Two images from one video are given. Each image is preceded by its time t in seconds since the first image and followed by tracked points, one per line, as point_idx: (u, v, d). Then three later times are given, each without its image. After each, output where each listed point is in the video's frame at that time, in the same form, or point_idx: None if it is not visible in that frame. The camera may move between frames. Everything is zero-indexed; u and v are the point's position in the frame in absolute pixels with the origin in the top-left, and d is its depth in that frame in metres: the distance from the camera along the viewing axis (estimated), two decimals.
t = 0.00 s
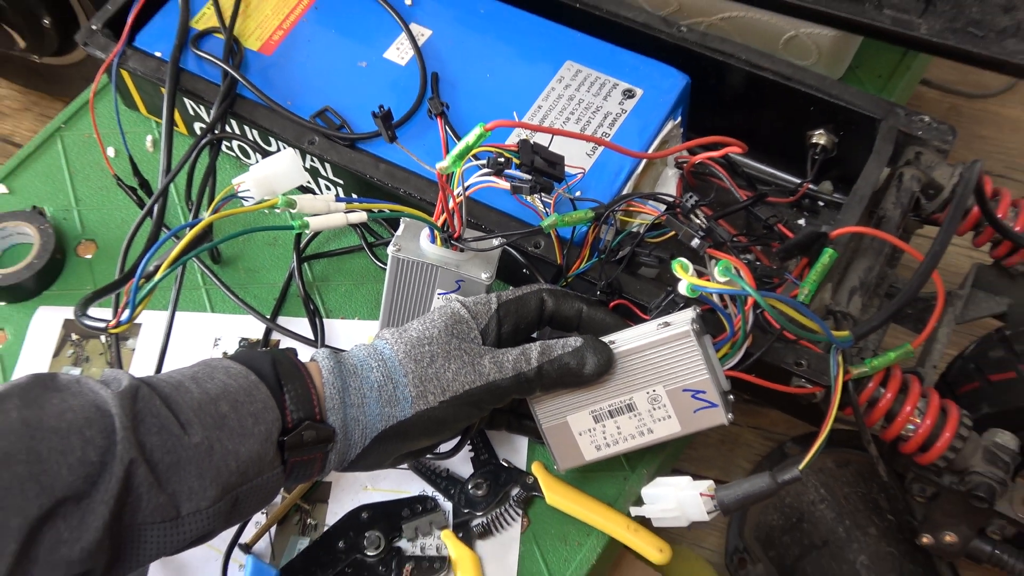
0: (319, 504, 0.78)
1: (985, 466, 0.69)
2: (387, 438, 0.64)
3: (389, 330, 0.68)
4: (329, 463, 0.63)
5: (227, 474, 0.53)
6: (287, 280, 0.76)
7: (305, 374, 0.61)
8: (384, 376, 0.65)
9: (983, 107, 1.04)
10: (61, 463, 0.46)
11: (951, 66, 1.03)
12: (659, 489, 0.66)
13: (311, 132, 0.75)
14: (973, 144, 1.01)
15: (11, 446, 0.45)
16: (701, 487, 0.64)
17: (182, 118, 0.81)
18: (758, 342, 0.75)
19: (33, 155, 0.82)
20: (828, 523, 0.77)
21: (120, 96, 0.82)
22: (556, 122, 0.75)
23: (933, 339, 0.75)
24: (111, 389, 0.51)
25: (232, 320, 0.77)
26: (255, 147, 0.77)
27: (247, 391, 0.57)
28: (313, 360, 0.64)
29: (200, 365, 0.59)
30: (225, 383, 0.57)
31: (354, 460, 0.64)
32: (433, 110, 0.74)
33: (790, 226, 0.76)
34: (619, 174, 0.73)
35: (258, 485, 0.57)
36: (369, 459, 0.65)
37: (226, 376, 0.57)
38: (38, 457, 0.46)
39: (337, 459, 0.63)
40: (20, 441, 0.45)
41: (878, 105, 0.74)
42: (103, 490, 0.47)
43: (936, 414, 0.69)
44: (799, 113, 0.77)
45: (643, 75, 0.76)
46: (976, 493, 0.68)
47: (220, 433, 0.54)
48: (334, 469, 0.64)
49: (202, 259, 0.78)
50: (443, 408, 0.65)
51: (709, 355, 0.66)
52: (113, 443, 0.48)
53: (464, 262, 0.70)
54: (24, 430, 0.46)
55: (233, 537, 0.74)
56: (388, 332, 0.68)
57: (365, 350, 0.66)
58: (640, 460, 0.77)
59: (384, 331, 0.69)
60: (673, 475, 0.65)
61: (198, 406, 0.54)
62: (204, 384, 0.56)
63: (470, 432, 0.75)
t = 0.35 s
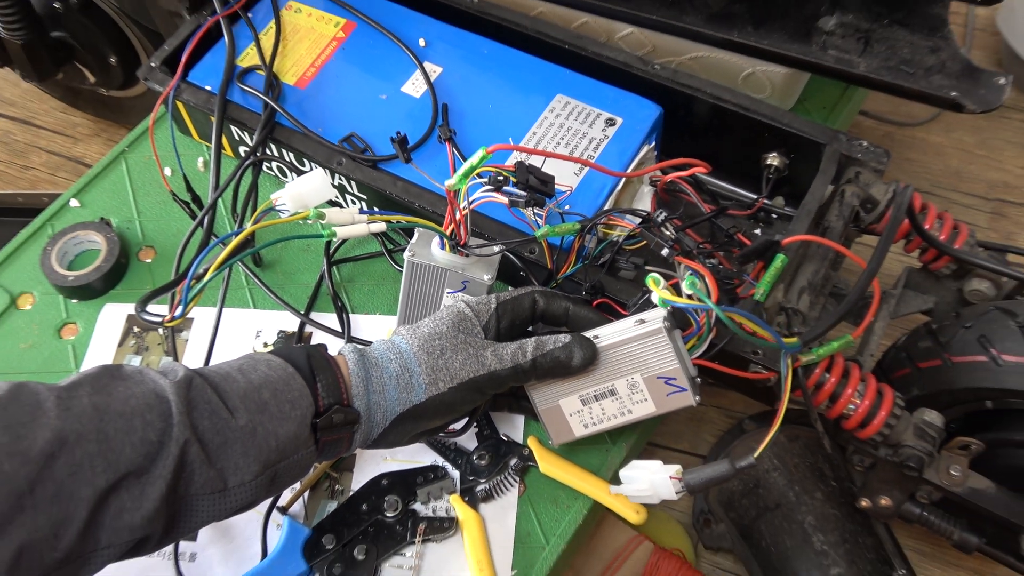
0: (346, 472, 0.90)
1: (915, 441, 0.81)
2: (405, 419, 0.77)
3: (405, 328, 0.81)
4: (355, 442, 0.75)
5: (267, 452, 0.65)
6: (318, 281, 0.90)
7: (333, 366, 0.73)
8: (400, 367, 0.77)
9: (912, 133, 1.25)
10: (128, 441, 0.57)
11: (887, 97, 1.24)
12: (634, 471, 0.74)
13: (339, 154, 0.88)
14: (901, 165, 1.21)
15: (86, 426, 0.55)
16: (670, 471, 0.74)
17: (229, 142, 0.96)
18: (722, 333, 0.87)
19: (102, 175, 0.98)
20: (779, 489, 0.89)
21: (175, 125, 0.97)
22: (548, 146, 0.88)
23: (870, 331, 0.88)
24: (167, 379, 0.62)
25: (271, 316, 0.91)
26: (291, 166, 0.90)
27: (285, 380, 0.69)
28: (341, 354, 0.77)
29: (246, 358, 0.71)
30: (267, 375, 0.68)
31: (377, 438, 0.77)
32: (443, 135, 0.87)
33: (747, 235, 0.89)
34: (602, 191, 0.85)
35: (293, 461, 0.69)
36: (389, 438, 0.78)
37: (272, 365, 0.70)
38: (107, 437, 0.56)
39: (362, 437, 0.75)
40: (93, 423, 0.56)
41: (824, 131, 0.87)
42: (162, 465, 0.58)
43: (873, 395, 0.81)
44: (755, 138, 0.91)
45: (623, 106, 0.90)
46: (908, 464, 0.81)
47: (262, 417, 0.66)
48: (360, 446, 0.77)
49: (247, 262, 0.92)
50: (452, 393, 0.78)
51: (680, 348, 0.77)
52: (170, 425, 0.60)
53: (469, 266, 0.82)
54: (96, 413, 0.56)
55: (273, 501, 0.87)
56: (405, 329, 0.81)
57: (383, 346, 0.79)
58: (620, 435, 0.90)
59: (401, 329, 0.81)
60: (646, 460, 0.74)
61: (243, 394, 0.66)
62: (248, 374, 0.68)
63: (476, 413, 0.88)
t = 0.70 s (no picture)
0: (368, 444, 1.04)
1: (853, 418, 0.93)
2: (423, 405, 0.91)
3: (419, 328, 0.95)
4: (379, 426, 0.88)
5: (303, 437, 0.78)
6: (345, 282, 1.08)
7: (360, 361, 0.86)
8: (416, 361, 0.90)
9: (850, 157, 1.52)
10: (187, 426, 0.68)
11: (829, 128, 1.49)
12: (612, 452, 0.89)
13: (363, 175, 1.04)
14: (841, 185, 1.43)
15: (148, 413, 0.67)
16: (642, 453, 0.87)
17: (270, 165, 1.14)
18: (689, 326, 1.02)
19: (164, 193, 1.20)
20: (737, 458, 1.06)
21: (226, 151, 1.20)
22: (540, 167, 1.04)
23: (814, 325, 1.04)
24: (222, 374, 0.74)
25: (305, 311, 1.07)
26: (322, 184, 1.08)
27: (319, 374, 0.81)
28: (366, 352, 0.91)
29: (287, 355, 0.84)
30: (305, 371, 0.81)
31: (399, 423, 0.91)
32: (451, 158, 1.03)
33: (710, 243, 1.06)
34: (586, 207, 1.01)
35: (326, 444, 0.81)
36: (408, 422, 0.91)
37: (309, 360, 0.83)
38: (166, 422, 0.67)
39: (386, 421, 0.89)
40: (154, 410, 0.67)
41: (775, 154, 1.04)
42: (213, 447, 0.70)
43: (818, 378, 0.93)
44: (717, 158, 1.08)
45: (603, 134, 1.06)
46: (848, 439, 0.93)
47: (301, 407, 0.78)
48: (384, 429, 0.90)
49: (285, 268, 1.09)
50: (462, 382, 0.92)
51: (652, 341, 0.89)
52: (220, 413, 0.71)
53: (474, 270, 0.96)
54: (157, 403, 0.68)
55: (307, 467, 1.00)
56: (419, 330, 0.95)
57: (401, 343, 0.92)
58: (602, 414, 1.05)
59: (416, 329, 0.95)
60: (622, 444, 0.88)
61: (285, 387, 0.78)
62: (290, 370, 0.81)
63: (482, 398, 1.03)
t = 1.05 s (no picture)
0: (369, 444, 1.04)
1: (853, 417, 0.94)
2: (423, 405, 0.91)
3: (420, 329, 0.95)
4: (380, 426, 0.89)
5: (304, 437, 0.78)
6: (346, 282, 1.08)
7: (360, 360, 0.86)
8: (417, 362, 0.90)
9: (848, 158, 1.53)
10: (189, 426, 0.69)
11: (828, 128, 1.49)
12: (612, 455, 0.89)
13: (364, 175, 1.04)
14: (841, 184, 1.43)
15: (150, 414, 0.67)
16: (642, 457, 0.88)
17: (271, 165, 1.15)
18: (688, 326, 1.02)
19: (164, 194, 1.21)
20: (737, 458, 1.07)
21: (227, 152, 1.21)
22: (540, 167, 1.04)
23: (814, 325, 1.04)
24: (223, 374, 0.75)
25: (306, 311, 1.08)
26: (323, 184, 1.09)
27: (321, 374, 0.82)
28: (366, 351, 0.90)
29: (288, 356, 0.84)
30: (305, 371, 0.81)
31: (400, 423, 0.91)
32: (451, 158, 1.03)
33: (710, 243, 1.06)
34: (586, 207, 1.01)
35: (327, 445, 0.82)
36: (409, 422, 0.91)
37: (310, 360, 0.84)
38: (169, 424, 0.67)
39: (387, 421, 0.89)
40: (156, 411, 0.67)
41: (773, 154, 1.04)
42: (214, 449, 0.70)
43: (817, 377, 0.93)
44: (716, 158, 1.08)
45: (603, 135, 1.07)
46: (846, 438, 0.94)
47: (302, 407, 0.79)
48: (385, 429, 0.90)
49: (286, 267, 1.10)
50: (462, 382, 0.92)
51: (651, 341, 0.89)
52: (222, 413, 0.72)
53: (473, 270, 0.96)
54: (159, 404, 0.68)
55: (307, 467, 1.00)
56: (419, 330, 0.95)
57: (401, 344, 0.92)
58: (602, 413, 1.06)
59: (416, 329, 0.95)
60: (622, 447, 0.88)
61: (286, 388, 0.79)
62: (290, 370, 0.81)
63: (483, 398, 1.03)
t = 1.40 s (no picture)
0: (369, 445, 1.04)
1: (853, 418, 0.94)
2: (426, 418, 0.91)
3: (422, 335, 0.93)
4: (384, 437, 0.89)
5: (305, 450, 0.78)
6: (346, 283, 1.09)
7: (364, 374, 0.85)
8: (421, 375, 0.89)
9: (848, 158, 1.53)
10: (189, 437, 0.68)
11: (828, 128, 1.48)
12: (614, 475, 0.89)
13: (364, 175, 1.04)
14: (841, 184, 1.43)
15: (151, 423, 0.67)
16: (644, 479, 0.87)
17: (271, 165, 1.15)
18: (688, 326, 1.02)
19: (164, 194, 1.21)
20: (737, 458, 1.07)
21: (227, 152, 1.21)
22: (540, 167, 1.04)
23: (814, 325, 1.03)
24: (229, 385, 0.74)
25: (306, 311, 1.09)
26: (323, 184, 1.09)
27: (326, 388, 0.81)
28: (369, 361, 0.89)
29: (293, 364, 0.83)
30: (310, 385, 0.80)
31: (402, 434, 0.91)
32: (452, 158, 1.03)
33: (710, 243, 1.06)
34: (586, 207, 1.01)
35: (328, 458, 0.81)
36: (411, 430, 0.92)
37: (316, 372, 0.83)
38: (169, 433, 0.67)
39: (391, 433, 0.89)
40: (157, 420, 0.67)
41: (773, 154, 1.04)
42: (214, 459, 0.70)
43: (817, 378, 0.93)
44: (716, 157, 1.08)
45: (603, 135, 1.07)
46: (846, 438, 0.94)
47: (304, 422, 0.78)
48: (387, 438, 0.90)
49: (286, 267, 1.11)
50: (465, 395, 0.91)
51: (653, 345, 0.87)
52: (224, 425, 0.71)
53: (474, 269, 0.95)
54: (161, 413, 0.67)
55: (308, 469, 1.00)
56: (422, 336, 0.93)
57: (404, 353, 0.91)
58: (603, 413, 1.06)
59: (419, 335, 0.93)
60: (624, 467, 0.87)
61: (289, 402, 0.78)
62: (295, 382, 0.80)
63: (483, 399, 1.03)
